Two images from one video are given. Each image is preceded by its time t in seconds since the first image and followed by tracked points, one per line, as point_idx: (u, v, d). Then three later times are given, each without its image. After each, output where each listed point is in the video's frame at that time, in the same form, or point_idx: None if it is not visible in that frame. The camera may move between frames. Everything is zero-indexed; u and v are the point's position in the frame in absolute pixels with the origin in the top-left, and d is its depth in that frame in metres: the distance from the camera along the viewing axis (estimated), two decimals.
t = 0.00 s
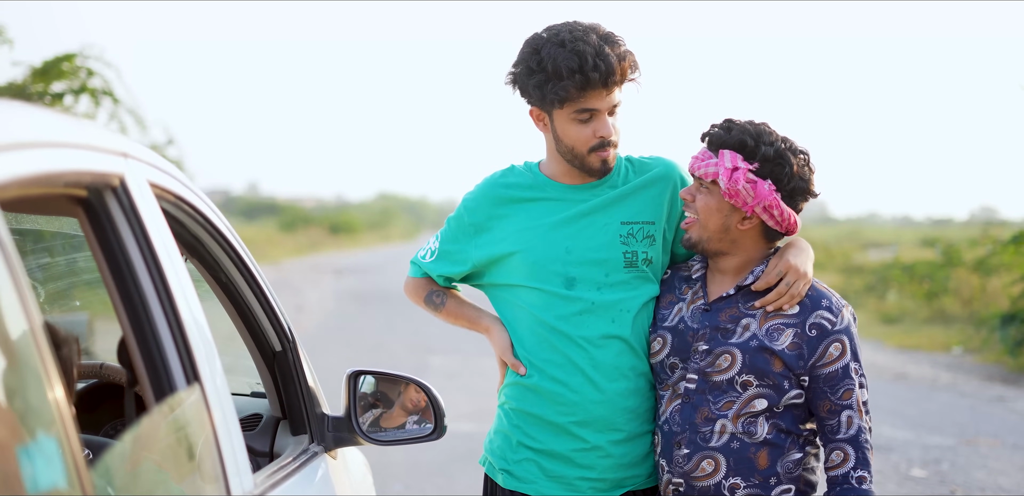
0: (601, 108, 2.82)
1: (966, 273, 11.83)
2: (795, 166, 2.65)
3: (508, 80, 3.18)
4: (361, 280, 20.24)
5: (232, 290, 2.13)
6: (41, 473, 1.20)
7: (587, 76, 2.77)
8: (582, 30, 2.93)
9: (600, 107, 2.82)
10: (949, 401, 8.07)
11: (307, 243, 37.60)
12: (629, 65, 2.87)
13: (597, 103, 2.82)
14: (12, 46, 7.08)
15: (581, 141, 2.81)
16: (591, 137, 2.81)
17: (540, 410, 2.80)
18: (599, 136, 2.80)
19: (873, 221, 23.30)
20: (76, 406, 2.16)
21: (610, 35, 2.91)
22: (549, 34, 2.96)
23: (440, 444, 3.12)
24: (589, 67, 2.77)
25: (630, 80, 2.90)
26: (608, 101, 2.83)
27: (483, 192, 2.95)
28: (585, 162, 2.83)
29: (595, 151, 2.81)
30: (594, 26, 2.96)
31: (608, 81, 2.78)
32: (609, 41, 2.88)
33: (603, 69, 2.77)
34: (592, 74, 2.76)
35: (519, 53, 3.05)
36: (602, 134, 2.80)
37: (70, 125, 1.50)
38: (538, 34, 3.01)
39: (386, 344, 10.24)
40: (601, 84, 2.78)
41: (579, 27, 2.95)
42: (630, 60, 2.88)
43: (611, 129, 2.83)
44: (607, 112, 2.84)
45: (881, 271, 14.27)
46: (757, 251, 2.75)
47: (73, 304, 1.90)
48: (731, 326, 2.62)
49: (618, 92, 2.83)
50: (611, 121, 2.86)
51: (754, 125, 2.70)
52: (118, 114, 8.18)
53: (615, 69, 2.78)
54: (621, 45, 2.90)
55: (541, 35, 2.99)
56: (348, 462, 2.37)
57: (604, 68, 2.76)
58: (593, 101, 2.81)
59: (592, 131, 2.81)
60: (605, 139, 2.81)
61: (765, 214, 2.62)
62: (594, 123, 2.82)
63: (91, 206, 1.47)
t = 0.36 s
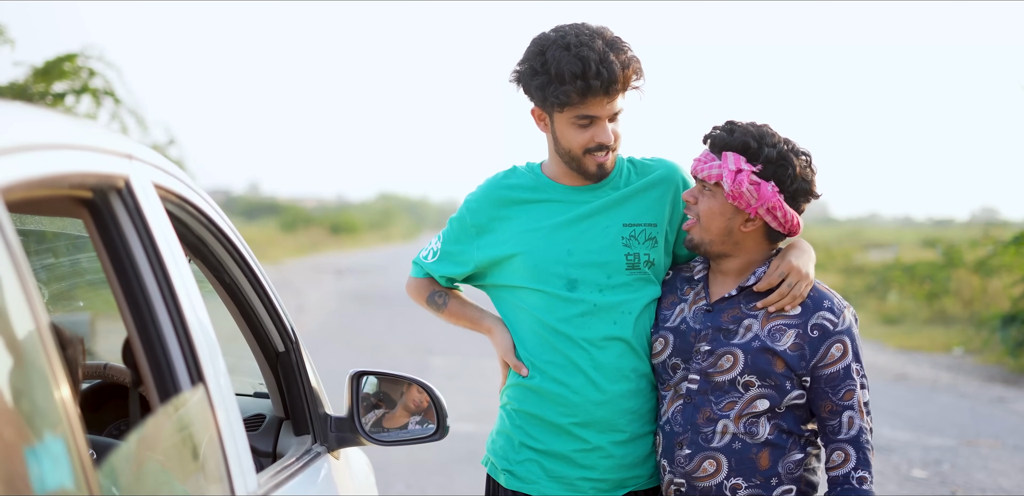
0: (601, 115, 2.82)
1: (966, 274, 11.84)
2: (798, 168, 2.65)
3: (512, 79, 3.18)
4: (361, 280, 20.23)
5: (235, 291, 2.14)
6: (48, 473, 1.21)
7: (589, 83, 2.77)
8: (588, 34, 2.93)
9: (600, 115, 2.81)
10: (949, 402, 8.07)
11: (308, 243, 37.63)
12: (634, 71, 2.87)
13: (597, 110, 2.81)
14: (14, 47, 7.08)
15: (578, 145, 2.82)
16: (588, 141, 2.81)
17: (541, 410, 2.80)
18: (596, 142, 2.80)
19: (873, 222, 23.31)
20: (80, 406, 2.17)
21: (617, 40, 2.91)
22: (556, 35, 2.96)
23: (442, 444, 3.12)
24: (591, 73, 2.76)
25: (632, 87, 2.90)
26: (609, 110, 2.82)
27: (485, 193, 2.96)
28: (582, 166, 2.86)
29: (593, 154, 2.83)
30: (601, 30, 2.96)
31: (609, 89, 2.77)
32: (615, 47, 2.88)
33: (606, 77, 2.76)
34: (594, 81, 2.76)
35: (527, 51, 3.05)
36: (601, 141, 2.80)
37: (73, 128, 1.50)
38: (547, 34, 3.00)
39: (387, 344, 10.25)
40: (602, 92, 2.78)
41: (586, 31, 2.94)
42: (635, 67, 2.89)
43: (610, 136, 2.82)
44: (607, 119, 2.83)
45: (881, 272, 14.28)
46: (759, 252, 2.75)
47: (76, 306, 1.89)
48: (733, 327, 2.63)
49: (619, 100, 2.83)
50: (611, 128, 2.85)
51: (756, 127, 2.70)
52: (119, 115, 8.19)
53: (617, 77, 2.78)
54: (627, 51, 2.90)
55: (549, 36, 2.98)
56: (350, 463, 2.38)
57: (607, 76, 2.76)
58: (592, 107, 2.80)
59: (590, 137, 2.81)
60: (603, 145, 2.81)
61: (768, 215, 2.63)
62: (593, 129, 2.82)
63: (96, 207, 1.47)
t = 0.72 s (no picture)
0: (612, 115, 2.83)
1: (969, 274, 11.84)
2: (804, 164, 2.69)
3: (525, 70, 3.16)
4: (363, 280, 20.25)
5: (244, 291, 2.15)
6: (64, 471, 1.22)
7: (606, 81, 2.78)
8: (605, 35, 2.95)
9: (611, 115, 2.83)
10: (952, 402, 8.07)
11: (310, 243, 37.65)
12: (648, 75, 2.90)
13: (609, 109, 2.82)
14: (16, 47, 7.08)
15: (586, 142, 2.83)
16: (596, 140, 2.82)
17: (545, 411, 2.81)
18: (604, 141, 2.81)
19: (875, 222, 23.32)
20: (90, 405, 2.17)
21: (633, 44, 2.94)
22: (574, 32, 2.97)
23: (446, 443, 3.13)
24: (610, 72, 2.78)
25: (645, 91, 2.93)
26: (622, 110, 2.84)
27: (488, 194, 2.96)
28: (587, 163, 2.86)
29: (599, 153, 2.83)
30: (617, 31, 2.98)
31: (625, 90, 2.79)
32: (631, 49, 2.91)
33: (623, 77, 2.78)
34: (611, 79, 2.77)
35: (541, 46, 3.05)
36: (609, 141, 2.81)
37: (84, 128, 1.51)
38: (564, 30, 3.01)
39: (389, 344, 10.25)
40: (617, 92, 2.79)
41: (603, 30, 2.96)
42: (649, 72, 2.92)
43: (619, 137, 2.84)
44: (618, 120, 2.85)
45: (883, 272, 14.28)
46: (766, 252, 2.76)
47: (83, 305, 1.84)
48: (738, 327, 2.63)
49: (632, 102, 2.85)
50: (620, 129, 2.86)
51: (757, 127, 2.73)
52: (122, 115, 8.19)
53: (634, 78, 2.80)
54: (642, 54, 2.93)
55: (565, 33, 2.99)
56: (358, 462, 2.38)
57: (624, 77, 2.77)
58: (606, 108, 2.82)
59: (599, 136, 2.82)
60: (610, 145, 2.82)
61: (781, 214, 2.65)
62: (603, 128, 2.83)
63: (108, 208, 1.48)
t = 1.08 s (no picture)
0: (618, 115, 2.84)
1: (971, 273, 11.84)
2: (808, 163, 2.72)
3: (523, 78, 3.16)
4: (365, 279, 20.26)
5: (250, 290, 2.15)
6: (76, 467, 1.23)
7: (612, 83, 2.79)
8: (603, 35, 2.96)
9: (617, 115, 2.84)
10: (955, 401, 8.07)
11: (311, 242, 37.66)
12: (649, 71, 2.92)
13: (614, 110, 2.83)
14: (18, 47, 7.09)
15: (592, 144, 2.83)
16: (602, 141, 2.82)
17: (547, 408, 2.82)
18: (610, 142, 2.81)
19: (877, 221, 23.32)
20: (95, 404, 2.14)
21: (631, 41, 2.95)
22: (571, 35, 2.97)
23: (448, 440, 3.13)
24: (614, 74, 2.79)
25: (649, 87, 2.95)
26: (627, 110, 2.85)
27: (488, 188, 2.96)
28: (594, 164, 2.85)
29: (605, 153, 2.83)
30: (613, 28, 2.99)
31: (631, 88, 2.81)
32: (630, 46, 2.93)
33: (627, 78, 2.80)
34: (617, 81, 2.78)
35: (539, 50, 3.05)
36: (616, 141, 2.81)
37: (90, 126, 1.51)
38: (561, 32, 3.01)
39: (391, 344, 10.26)
40: (622, 92, 2.81)
41: (600, 30, 2.96)
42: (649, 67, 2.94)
43: (625, 136, 2.84)
44: (623, 119, 2.86)
45: (885, 271, 14.28)
46: (769, 250, 2.77)
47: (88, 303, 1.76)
48: (742, 324, 2.64)
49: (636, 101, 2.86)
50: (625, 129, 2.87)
51: (763, 126, 2.73)
52: (124, 114, 8.19)
53: (637, 77, 2.82)
54: (641, 51, 2.95)
55: (561, 36, 3.00)
56: (362, 460, 2.39)
57: (629, 76, 2.79)
58: (611, 110, 2.82)
59: (605, 136, 2.82)
60: (616, 144, 2.82)
61: (788, 214, 2.66)
62: (609, 129, 2.83)
63: (116, 205, 1.48)
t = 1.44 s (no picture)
0: (618, 118, 2.84)
1: (972, 274, 11.83)
2: (807, 169, 2.70)
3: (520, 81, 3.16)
4: (366, 279, 20.26)
5: (251, 288, 2.15)
6: (79, 464, 1.23)
7: (613, 87, 2.79)
8: (602, 37, 2.95)
9: (617, 117, 2.84)
10: (956, 402, 8.06)
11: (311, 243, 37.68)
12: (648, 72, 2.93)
13: (615, 112, 2.83)
14: (19, 47, 7.09)
15: (593, 146, 2.82)
16: (602, 143, 2.82)
17: (545, 406, 2.81)
18: (611, 143, 2.82)
19: (877, 222, 23.32)
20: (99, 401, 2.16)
21: (630, 43, 2.95)
22: (570, 38, 2.96)
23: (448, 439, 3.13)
24: (616, 78, 2.79)
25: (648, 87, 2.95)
26: (627, 112, 2.86)
27: (485, 186, 2.95)
28: (594, 165, 2.86)
29: (606, 155, 2.84)
30: (610, 29, 2.99)
31: (632, 91, 2.82)
32: (629, 48, 2.93)
33: (628, 81, 2.80)
34: (619, 85, 2.78)
35: (538, 54, 3.04)
36: (616, 142, 2.82)
37: (92, 123, 1.51)
38: (559, 35, 3.00)
39: (392, 344, 10.26)
40: (623, 95, 2.81)
41: (599, 33, 2.96)
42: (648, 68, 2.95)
43: (625, 138, 2.85)
44: (623, 121, 2.86)
45: (885, 272, 14.28)
46: (769, 250, 2.76)
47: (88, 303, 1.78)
48: (743, 322, 2.64)
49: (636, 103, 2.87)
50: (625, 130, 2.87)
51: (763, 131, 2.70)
52: (125, 114, 8.19)
53: (637, 80, 2.83)
54: (639, 51, 2.95)
55: (560, 38, 2.99)
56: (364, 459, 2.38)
57: (630, 79, 2.80)
58: (612, 113, 2.82)
59: (606, 138, 2.82)
60: (617, 146, 2.83)
61: (784, 220, 2.66)
62: (609, 131, 2.83)
63: (118, 202, 1.49)
